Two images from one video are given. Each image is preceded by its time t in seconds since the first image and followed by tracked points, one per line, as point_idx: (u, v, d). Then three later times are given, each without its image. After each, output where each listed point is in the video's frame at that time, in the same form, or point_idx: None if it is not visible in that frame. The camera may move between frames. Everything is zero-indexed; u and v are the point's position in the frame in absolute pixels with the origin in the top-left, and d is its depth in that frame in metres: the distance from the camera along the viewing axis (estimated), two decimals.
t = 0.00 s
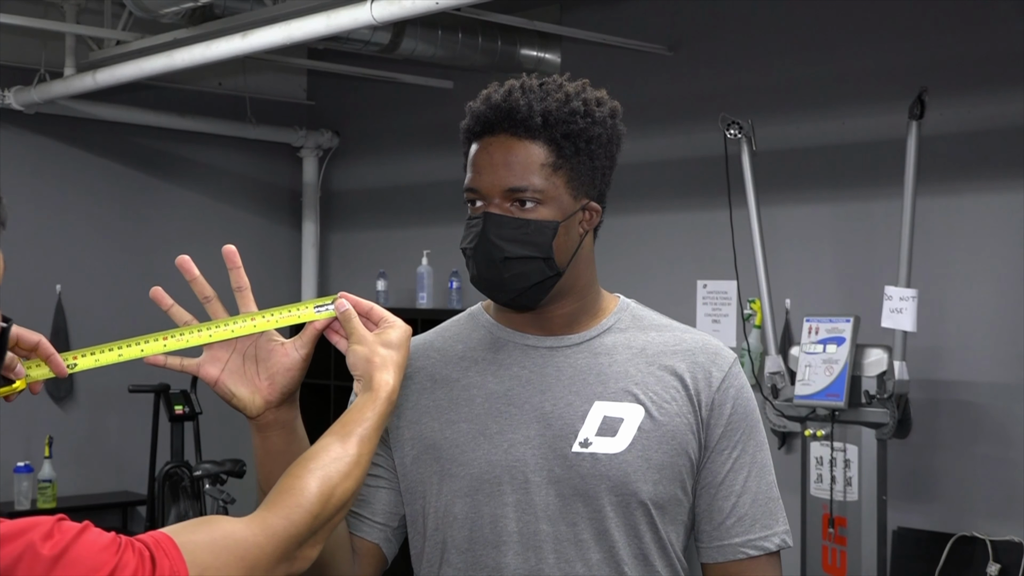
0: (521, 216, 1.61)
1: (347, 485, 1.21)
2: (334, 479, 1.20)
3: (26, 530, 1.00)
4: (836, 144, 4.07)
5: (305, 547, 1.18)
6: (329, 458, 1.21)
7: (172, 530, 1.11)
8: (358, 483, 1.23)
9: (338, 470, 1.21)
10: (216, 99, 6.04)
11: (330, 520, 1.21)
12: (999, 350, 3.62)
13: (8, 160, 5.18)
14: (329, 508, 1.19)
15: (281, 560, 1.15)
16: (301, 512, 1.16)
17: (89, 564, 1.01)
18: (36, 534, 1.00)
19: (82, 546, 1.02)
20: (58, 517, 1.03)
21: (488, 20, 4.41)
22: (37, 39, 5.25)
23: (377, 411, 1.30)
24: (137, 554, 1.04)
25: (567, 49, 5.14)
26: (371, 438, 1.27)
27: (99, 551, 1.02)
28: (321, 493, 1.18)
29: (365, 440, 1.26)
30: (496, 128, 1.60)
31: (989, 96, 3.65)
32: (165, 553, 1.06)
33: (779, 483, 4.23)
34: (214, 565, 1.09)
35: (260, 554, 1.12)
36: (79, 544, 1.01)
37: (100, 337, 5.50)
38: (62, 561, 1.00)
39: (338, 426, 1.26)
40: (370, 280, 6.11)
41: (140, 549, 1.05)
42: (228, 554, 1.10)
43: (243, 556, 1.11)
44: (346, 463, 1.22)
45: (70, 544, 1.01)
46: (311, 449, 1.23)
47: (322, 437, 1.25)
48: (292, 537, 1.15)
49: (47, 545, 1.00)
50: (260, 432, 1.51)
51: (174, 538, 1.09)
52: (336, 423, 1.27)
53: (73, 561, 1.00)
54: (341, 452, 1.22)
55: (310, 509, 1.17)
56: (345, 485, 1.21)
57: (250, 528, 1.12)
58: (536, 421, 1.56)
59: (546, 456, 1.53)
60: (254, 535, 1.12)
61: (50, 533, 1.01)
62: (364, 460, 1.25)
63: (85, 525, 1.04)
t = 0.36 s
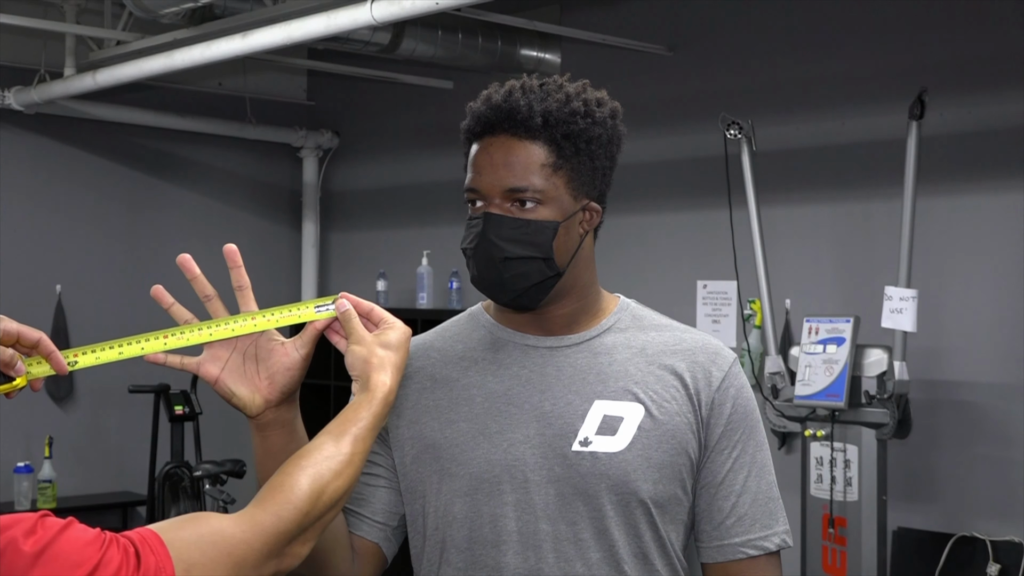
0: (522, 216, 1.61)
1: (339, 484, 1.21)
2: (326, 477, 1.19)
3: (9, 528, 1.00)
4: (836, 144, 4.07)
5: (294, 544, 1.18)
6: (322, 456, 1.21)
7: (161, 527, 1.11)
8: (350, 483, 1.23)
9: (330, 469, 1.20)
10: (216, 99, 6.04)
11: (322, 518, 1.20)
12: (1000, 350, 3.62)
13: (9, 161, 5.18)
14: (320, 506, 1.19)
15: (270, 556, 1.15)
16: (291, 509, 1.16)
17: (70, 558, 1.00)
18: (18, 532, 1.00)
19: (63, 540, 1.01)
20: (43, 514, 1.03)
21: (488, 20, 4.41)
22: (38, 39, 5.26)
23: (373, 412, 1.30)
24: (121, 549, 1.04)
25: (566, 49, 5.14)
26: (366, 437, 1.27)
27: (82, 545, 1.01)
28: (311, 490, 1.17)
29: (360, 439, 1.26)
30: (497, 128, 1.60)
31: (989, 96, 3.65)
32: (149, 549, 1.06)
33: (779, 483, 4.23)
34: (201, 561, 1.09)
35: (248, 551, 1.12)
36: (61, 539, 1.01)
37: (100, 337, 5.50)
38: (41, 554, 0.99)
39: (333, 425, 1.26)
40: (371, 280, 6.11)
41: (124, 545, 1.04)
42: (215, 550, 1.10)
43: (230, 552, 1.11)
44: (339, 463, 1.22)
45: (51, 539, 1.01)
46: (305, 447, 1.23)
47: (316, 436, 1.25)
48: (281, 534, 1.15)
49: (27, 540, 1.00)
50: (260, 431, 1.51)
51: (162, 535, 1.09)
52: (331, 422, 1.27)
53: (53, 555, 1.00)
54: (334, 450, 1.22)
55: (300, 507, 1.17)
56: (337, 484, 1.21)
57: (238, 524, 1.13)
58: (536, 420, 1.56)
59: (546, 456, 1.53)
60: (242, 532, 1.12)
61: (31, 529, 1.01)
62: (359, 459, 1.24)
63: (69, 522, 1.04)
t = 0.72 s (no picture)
0: (522, 215, 1.61)
1: (329, 478, 1.20)
2: (315, 470, 1.19)
3: None
4: (835, 144, 4.07)
5: (282, 534, 1.18)
6: (313, 449, 1.20)
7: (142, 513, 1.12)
8: (342, 477, 1.22)
9: (319, 462, 1.20)
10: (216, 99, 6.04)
11: (311, 511, 1.20)
12: (1000, 350, 3.62)
13: (8, 160, 5.18)
14: (309, 498, 1.19)
15: (255, 546, 1.15)
16: (278, 499, 1.16)
17: (49, 543, 1.02)
18: None
19: (42, 526, 1.02)
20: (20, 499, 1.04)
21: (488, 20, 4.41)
22: (38, 39, 5.25)
23: (369, 408, 1.29)
24: (101, 535, 1.05)
25: (566, 49, 5.14)
26: (361, 433, 1.26)
27: (60, 531, 1.03)
28: (300, 482, 1.17)
29: (354, 435, 1.25)
30: (498, 128, 1.60)
31: (988, 96, 3.65)
32: (129, 535, 1.07)
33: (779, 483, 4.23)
34: (184, 548, 1.10)
35: (232, 539, 1.12)
36: (40, 524, 1.02)
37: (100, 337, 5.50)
38: (21, 540, 1.01)
39: (328, 420, 1.26)
40: (370, 280, 6.11)
41: (104, 531, 1.06)
42: (198, 537, 1.11)
43: (213, 540, 1.11)
44: (330, 457, 1.21)
45: (30, 524, 1.02)
46: (298, 440, 1.23)
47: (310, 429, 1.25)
48: (266, 524, 1.15)
49: (7, 525, 1.00)
50: (260, 428, 1.51)
51: (146, 522, 1.10)
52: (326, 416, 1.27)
53: (33, 540, 1.01)
54: (326, 444, 1.22)
55: (287, 498, 1.16)
56: (327, 478, 1.20)
57: (223, 513, 1.13)
58: (536, 419, 1.56)
59: (546, 454, 1.53)
60: (226, 520, 1.13)
61: (11, 513, 1.01)
62: (352, 455, 1.24)
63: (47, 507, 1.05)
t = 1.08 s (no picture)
0: (523, 215, 1.61)
1: (315, 470, 1.20)
2: (302, 462, 1.19)
3: None
4: (835, 144, 4.08)
5: (265, 524, 1.18)
6: (302, 442, 1.20)
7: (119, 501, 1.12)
8: (330, 472, 1.22)
9: (307, 454, 1.20)
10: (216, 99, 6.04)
11: (297, 502, 1.19)
12: (1000, 350, 3.62)
13: (8, 160, 5.18)
14: (294, 489, 1.18)
15: (236, 534, 1.15)
16: (261, 487, 1.16)
17: (21, 520, 1.00)
18: None
19: (14, 504, 1.01)
20: None
21: (488, 19, 4.41)
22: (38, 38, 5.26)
23: (363, 405, 1.29)
24: (74, 515, 1.04)
25: (565, 48, 5.15)
26: (353, 429, 1.25)
27: (33, 510, 1.02)
28: (285, 472, 1.17)
29: (346, 430, 1.24)
30: (500, 127, 1.60)
31: (988, 96, 3.65)
32: (104, 518, 1.06)
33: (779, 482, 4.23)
34: (162, 532, 1.09)
35: (211, 525, 1.12)
36: (13, 503, 1.01)
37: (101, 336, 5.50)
38: None
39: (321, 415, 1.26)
40: (370, 279, 6.11)
41: (77, 512, 1.05)
42: (177, 520, 1.10)
43: (192, 525, 1.11)
44: (319, 450, 1.21)
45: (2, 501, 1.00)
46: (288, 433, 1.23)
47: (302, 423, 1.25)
48: (247, 512, 1.15)
49: None
50: (261, 426, 1.51)
51: (122, 507, 1.10)
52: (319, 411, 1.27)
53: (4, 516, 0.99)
54: (316, 437, 1.21)
55: (271, 487, 1.16)
56: (313, 470, 1.20)
57: (203, 499, 1.13)
58: (537, 418, 1.56)
59: (547, 453, 1.53)
60: (206, 506, 1.12)
61: None
62: (343, 450, 1.23)
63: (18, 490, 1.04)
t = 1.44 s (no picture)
0: (524, 214, 1.61)
1: (307, 469, 1.20)
2: (293, 460, 1.18)
3: None
4: (834, 144, 4.08)
5: (256, 521, 1.18)
6: (293, 440, 1.20)
7: (109, 497, 1.12)
8: (322, 471, 1.21)
9: (297, 453, 1.19)
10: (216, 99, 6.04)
11: (288, 501, 1.19)
12: (999, 350, 3.62)
13: (8, 159, 5.18)
14: (284, 488, 1.18)
15: (224, 531, 1.15)
16: (251, 485, 1.15)
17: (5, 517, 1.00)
18: None
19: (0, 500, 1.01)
20: None
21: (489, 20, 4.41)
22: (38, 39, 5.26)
23: (358, 405, 1.28)
24: (60, 512, 1.04)
25: (565, 48, 5.15)
26: (347, 430, 1.25)
27: (17, 506, 1.02)
28: (276, 470, 1.17)
29: (340, 430, 1.24)
30: (500, 127, 1.60)
31: (988, 95, 3.65)
32: (92, 515, 1.07)
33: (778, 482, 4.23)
34: (150, 529, 1.09)
35: (199, 523, 1.12)
36: None
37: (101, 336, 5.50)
38: None
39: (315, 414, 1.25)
40: (370, 279, 6.11)
41: (64, 509, 1.05)
42: (165, 518, 1.11)
43: (180, 522, 1.11)
44: (311, 449, 1.20)
45: None
46: (282, 432, 1.23)
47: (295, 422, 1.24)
48: (236, 509, 1.14)
49: None
50: (260, 427, 1.51)
51: (110, 503, 1.10)
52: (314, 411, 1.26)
53: None
54: (309, 436, 1.21)
55: (260, 485, 1.16)
56: (305, 469, 1.19)
57: (192, 496, 1.13)
58: (536, 418, 1.56)
59: (547, 454, 1.53)
60: (194, 503, 1.13)
61: None
62: (335, 450, 1.23)
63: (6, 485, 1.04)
